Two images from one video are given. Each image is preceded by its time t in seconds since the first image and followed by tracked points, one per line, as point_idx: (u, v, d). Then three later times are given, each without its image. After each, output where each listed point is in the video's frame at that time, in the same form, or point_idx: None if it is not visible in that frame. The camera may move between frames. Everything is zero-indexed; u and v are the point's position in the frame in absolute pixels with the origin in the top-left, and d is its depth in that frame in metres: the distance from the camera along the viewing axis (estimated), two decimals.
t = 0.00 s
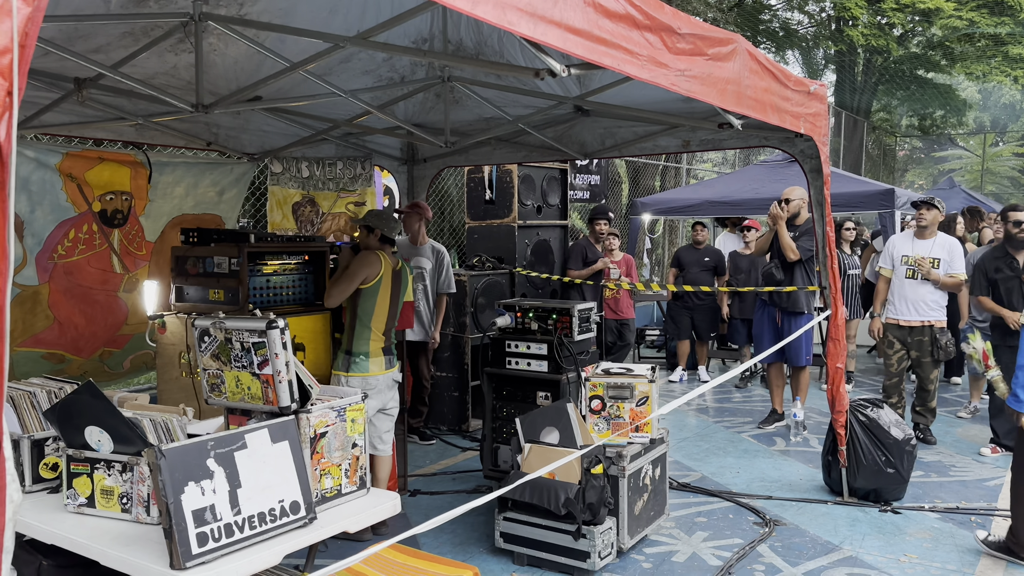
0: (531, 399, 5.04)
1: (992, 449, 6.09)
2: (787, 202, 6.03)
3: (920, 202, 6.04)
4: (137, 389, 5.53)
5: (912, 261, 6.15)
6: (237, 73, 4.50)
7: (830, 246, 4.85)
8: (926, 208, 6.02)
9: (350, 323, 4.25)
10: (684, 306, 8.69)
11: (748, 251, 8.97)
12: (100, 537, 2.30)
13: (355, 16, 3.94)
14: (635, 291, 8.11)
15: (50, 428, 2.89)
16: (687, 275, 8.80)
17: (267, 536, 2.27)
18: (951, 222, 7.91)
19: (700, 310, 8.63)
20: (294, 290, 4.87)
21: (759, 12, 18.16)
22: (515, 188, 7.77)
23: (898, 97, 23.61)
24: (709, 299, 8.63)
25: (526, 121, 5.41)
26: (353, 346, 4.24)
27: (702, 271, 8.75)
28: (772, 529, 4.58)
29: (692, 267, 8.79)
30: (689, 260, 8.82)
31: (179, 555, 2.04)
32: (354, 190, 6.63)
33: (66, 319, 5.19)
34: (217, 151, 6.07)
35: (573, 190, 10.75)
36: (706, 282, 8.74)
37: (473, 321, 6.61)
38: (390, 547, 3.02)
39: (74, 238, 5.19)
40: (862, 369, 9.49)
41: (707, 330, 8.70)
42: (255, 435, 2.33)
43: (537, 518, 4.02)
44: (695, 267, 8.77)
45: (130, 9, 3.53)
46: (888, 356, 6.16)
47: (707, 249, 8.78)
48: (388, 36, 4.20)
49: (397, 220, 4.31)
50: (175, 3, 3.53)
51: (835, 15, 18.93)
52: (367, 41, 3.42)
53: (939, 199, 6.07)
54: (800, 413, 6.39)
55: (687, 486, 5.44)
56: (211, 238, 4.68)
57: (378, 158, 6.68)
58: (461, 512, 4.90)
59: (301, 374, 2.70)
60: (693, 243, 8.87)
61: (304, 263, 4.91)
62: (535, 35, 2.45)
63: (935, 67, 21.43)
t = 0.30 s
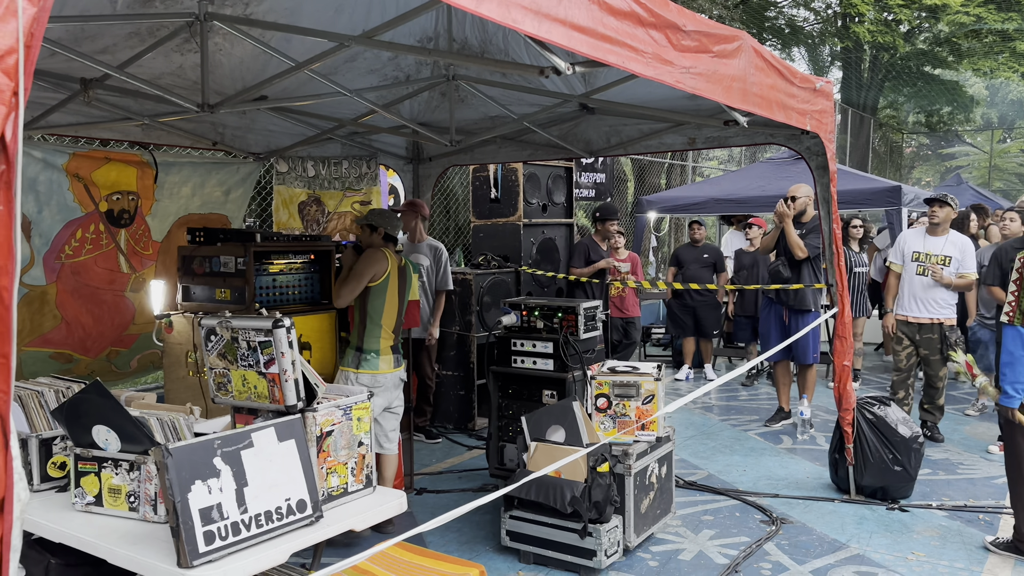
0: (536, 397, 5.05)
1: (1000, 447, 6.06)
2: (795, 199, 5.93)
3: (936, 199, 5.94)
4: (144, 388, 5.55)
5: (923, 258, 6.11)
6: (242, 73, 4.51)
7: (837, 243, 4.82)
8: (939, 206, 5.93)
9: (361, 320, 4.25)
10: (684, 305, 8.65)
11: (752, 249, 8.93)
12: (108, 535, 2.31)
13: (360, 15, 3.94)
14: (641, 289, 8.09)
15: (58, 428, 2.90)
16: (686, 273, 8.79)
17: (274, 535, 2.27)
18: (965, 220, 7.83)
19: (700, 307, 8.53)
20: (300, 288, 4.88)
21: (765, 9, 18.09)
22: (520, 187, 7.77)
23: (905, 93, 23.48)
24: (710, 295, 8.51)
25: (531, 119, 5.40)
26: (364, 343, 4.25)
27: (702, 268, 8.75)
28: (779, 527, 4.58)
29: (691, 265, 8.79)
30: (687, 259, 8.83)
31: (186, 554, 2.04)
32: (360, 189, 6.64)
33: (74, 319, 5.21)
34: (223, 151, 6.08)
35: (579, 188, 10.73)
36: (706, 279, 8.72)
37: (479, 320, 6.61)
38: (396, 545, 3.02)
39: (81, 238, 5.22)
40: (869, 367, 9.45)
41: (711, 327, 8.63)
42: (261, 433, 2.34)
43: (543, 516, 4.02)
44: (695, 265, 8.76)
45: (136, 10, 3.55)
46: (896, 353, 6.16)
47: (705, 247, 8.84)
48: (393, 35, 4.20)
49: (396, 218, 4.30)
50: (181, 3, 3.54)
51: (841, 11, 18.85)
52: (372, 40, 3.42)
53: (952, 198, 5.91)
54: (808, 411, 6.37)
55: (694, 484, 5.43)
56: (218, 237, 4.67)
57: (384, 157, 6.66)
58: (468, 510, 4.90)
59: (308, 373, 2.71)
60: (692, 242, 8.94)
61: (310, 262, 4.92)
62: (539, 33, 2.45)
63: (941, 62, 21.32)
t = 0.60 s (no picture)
0: (542, 396, 5.05)
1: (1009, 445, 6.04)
2: (802, 194, 6.09)
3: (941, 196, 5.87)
4: (151, 388, 5.57)
5: (930, 255, 6.08)
6: (248, 72, 4.52)
7: (844, 241, 4.80)
8: (948, 204, 5.88)
9: (362, 322, 4.23)
10: (687, 302, 8.66)
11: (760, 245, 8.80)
12: (115, 534, 2.32)
13: (365, 15, 3.94)
14: (646, 287, 8.09)
15: (65, 427, 2.92)
16: (687, 271, 8.78)
17: (280, 533, 2.28)
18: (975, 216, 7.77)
19: (703, 304, 8.50)
20: (306, 288, 4.89)
21: (771, 6, 18.05)
22: (526, 185, 7.77)
23: (912, 90, 23.37)
24: (710, 292, 8.50)
25: (536, 118, 5.40)
26: (367, 345, 4.24)
27: (703, 266, 8.74)
28: (786, 525, 4.56)
29: (692, 264, 8.78)
30: (688, 258, 8.83)
31: (193, 553, 2.05)
32: (365, 188, 6.64)
33: (81, 318, 5.23)
34: (229, 151, 6.10)
35: (585, 186, 10.72)
36: (708, 277, 8.72)
37: (484, 318, 6.61)
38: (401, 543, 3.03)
39: (88, 238, 5.24)
40: (877, 365, 9.42)
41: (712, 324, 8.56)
42: (267, 432, 2.34)
43: (549, 515, 4.02)
44: (695, 263, 8.76)
45: (141, 10, 3.56)
46: (904, 352, 6.13)
47: (706, 245, 8.83)
48: (398, 34, 4.21)
49: (393, 216, 4.27)
50: (186, 3, 3.55)
51: (848, 8, 18.80)
52: (376, 39, 3.43)
53: (958, 194, 5.86)
54: (815, 408, 6.32)
55: (701, 482, 5.42)
56: (224, 236, 4.70)
57: (389, 156, 6.68)
58: (474, 509, 4.90)
59: (313, 372, 2.72)
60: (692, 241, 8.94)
61: (316, 261, 4.92)
62: (543, 31, 2.44)
63: (949, 59, 21.22)
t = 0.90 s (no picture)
0: (546, 394, 5.05)
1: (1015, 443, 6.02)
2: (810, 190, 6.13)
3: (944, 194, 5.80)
4: (156, 388, 5.59)
5: (935, 252, 6.05)
6: (251, 72, 4.53)
7: (849, 238, 4.79)
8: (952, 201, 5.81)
9: (359, 324, 4.25)
10: (691, 301, 8.64)
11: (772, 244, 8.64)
12: (119, 533, 2.33)
13: (368, 13, 3.94)
14: (651, 286, 8.10)
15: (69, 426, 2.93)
16: (688, 270, 8.77)
17: (283, 532, 2.28)
18: (983, 213, 7.73)
19: (706, 303, 8.48)
20: (310, 287, 4.87)
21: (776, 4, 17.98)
22: (530, 183, 7.78)
23: (918, 87, 23.26)
24: (712, 292, 8.47)
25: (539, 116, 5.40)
26: (363, 347, 4.25)
27: (705, 265, 8.73)
28: (791, 524, 4.55)
29: (694, 263, 8.78)
30: (691, 257, 8.82)
31: (196, 551, 2.06)
32: (369, 187, 6.66)
33: (86, 318, 5.25)
34: (234, 151, 6.12)
35: (589, 185, 10.72)
36: (711, 275, 8.71)
37: (489, 317, 6.60)
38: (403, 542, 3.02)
39: (93, 238, 5.25)
40: (883, 363, 9.39)
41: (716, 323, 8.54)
42: (269, 431, 2.34)
43: (553, 513, 4.02)
44: (697, 262, 8.75)
45: (145, 10, 3.56)
46: (910, 351, 6.13)
47: (708, 244, 8.80)
48: (401, 33, 4.21)
49: (384, 214, 4.23)
50: (189, 3, 3.55)
51: (854, 5, 18.70)
52: (378, 38, 3.43)
53: (963, 192, 5.82)
54: (820, 407, 6.29)
55: (705, 481, 5.41)
56: (228, 236, 4.74)
57: (393, 156, 6.74)
58: (478, 508, 4.90)
59: (315, 371, 2.73)
60: (694, 241, 8.88)
61: (320, 261, 4.91)
62: (544, 29, 2.43)
63: (956, 55, 21.09)
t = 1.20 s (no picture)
0: (550, 393, 5.05)
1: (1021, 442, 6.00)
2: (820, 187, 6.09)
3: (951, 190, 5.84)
4: (161, 387, 5.61)
5: (942, 250, 6.04)
6: (255, 72, 4.54)
7: (852, 236, 4.76)
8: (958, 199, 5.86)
9: (354, 324, 4.25)
10: (696, 300, 8.63)
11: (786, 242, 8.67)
12: (122, 531, 2.34)
13: (371, 13, 3.94)
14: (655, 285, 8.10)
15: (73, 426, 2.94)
16: (693, 270, 8.77)
17: (285, 530, 2.29)
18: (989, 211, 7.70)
19: (710, 303, 8.50)
20: (313, 287, 4.87)
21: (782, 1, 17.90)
22: (534, 182, 7.79)
23: (924, 84, 23.16)
24: (717, 291, 8.52)
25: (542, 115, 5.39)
26: (360, 347, 4.26)
27: (709, 264, 8.72)
28: (795, 522, 4.54)
29: (698, 263, 8.77)
30: (694, 257, 8.82)
31: (198, 550, 2.07)
32: (373, 186, 6.69)
33: (91, 317, 5.27)
34: (238, 151, 6.14)
35: (593, 183, 10.72)
36: (715, 274, 8.70)
37: (493, 317, 6.60)
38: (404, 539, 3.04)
39: (97, 238, 5.28)
40: (888, 361, 9.36)
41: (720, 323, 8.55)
42: (272, 429, 2.35)
43: (557, 512, 4.02)
44: (701, 261, 8.74)
45: (148, 10, 3.58)
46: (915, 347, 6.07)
47: (711, 244, 8.76)
48: (404, 32, 4.21)
49: (374, 212, 4.18)
50: (192, 3, 3.56)
51: (860, 3, 18.63)
52: (379, 37, 3.42)
53: (968, 188, 5.80)
54: (825, 405, 6.30)
55: (709, 479, 5.41)
56: (232, 236, 4.76)
57: (396, 155, 6.66)
58: (482, 506, 4.91)
59: (317, 370, 2.73)
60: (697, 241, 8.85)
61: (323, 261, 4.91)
62: (544, 27, 2.43)
63: (962, 53, 20.99)
